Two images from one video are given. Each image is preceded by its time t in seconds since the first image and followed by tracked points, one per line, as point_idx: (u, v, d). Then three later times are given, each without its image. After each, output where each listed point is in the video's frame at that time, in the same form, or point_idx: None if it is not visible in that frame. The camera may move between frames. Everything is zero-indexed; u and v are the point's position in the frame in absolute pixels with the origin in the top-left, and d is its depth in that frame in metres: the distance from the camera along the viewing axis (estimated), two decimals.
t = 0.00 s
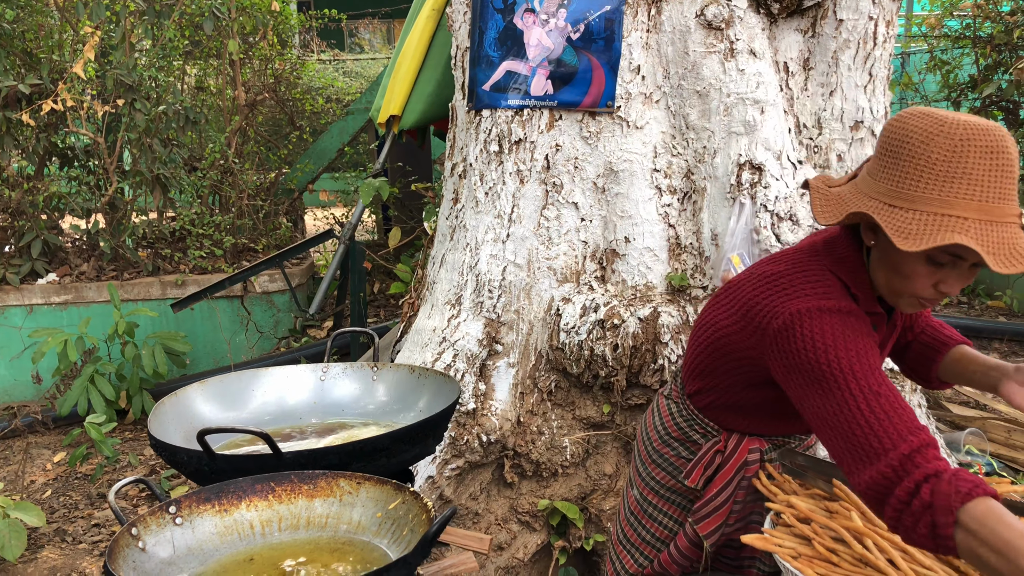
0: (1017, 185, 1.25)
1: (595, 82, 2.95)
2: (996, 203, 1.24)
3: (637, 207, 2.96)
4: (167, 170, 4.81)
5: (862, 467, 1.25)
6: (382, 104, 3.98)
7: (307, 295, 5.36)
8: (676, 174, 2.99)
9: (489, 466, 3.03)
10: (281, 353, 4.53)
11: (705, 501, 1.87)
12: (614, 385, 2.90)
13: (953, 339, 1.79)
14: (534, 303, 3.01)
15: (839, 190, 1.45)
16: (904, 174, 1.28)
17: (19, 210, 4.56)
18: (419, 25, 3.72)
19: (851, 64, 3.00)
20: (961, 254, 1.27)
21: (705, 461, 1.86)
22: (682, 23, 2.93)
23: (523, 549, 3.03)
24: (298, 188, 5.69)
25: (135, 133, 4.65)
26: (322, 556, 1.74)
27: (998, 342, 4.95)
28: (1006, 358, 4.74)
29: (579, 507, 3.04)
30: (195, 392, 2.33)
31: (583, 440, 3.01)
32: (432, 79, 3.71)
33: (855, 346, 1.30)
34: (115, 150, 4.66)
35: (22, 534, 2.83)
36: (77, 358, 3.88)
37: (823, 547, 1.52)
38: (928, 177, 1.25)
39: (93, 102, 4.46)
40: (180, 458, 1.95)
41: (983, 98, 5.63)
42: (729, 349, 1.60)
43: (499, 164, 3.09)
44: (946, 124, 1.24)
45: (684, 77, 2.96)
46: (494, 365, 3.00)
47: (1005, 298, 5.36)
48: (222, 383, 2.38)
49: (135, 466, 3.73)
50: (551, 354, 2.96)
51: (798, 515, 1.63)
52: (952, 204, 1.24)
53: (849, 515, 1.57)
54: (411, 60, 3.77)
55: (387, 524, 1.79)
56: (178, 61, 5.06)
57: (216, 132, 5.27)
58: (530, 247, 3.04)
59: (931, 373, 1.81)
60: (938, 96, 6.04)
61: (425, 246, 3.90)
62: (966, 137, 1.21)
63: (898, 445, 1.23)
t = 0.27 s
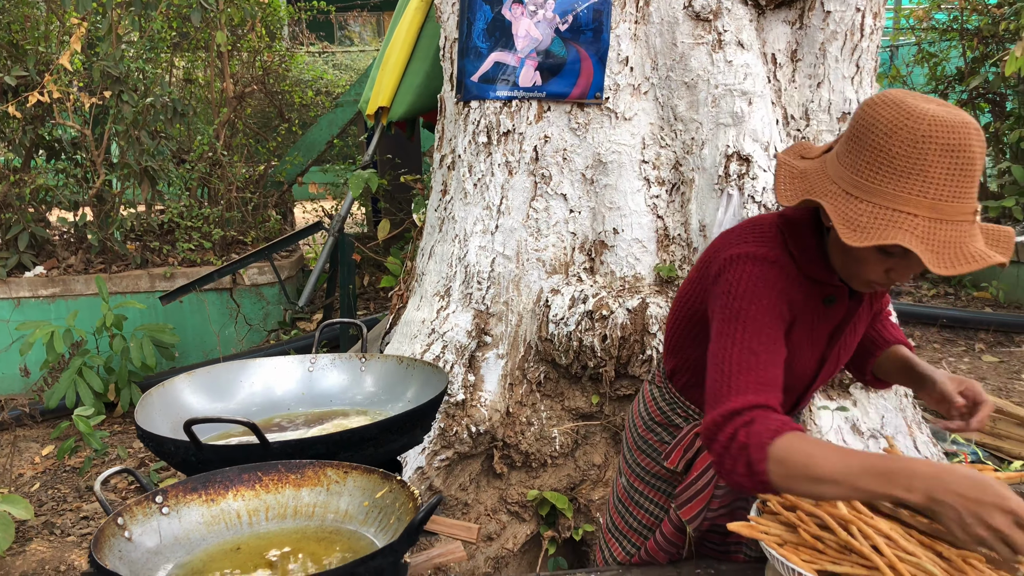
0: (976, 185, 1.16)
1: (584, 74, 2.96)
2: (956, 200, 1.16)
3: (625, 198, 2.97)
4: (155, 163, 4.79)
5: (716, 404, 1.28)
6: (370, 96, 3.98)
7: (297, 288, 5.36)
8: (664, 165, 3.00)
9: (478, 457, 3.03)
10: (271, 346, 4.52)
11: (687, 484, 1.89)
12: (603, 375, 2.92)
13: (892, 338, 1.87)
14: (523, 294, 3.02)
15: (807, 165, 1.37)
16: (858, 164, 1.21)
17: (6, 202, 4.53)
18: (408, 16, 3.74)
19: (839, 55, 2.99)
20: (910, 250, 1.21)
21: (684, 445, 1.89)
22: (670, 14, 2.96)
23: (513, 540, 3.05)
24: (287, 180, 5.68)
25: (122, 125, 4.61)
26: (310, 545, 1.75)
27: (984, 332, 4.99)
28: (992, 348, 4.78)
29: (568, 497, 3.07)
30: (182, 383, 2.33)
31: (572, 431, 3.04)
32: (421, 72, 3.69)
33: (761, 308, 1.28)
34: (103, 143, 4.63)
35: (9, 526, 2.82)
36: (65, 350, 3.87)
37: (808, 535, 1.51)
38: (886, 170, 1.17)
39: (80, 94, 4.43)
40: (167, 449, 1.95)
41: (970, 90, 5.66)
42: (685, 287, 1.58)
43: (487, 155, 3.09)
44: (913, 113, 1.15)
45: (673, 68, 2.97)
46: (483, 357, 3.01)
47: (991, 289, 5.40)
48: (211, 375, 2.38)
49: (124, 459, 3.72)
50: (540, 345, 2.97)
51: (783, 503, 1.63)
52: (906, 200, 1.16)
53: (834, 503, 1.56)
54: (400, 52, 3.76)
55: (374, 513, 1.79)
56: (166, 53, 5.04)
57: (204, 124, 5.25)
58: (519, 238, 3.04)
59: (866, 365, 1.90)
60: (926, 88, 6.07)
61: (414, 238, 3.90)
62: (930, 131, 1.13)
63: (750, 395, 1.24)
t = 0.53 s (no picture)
0: (822, 92, 1.34)
1: (570, 63, 2.95)
2: (804, 106, 1.34)
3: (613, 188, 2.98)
4: (141, 154, 4.76)
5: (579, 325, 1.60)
6: (357, 86, 3.96)
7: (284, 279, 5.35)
8: (651, 155, 3.01)
9: (467, 447, 3.03)
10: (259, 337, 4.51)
11: (642, 453, 1.91)
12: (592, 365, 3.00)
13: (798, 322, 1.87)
14: (511, 284, 3.01)
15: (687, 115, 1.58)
16: (724, 86, 1.40)
17: None
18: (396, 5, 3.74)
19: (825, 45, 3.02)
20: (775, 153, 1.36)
21: (635, 412, 1.91)
22: (657, 4, 2.96)
23: (501, 529, 3.07)
24: (274, 171, 5.67)
25: (107, 116, 4.58)
26: (295, 533, 1.75)
27: (969, 321, 5.03)
28: (977, 336, 4.82)
29: (556, 486, 3.08)
30: (167, 374, 2.33)
31: (561, 420, 3.07)
32: (407, 61, 3.68)
33: (613, 242, 1.57)
34: (87, 134, 4.61)
35: None
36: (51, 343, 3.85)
37: (791, 519, 1.50)
38: (740, 86, 1.36)
39: (64, 85, 4.40)
40: (152, 439, 1.95)
41: (957, 80, 5.69)
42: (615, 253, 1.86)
43: (474, 145, 3.08)
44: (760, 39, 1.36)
45: (659, 58, 2.98)
46: (471, 347, 3.00)
47: (977, 278, 5.44)
48: (195, 365, 2.37)
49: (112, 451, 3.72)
50: (528, 335, 3.00)
51: (767, 488, 1.62)
52: (761, 111, 1.34)
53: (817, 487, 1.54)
54: (386, 42, 3.75)
55: (360, 501, 1.80)
56: (151, 43, 5.01)
57: (190, 115, 5.22)
58: (506, 228, 3.03)
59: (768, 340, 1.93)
60: (912, 78, 6.09)
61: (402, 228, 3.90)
62: (770, 49, 1.33)
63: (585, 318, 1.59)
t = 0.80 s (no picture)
0: (708, 45, 1.57)
1: (560, 53, 2.95)
2: (692, 59, 1.57)
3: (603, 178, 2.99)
4: (129, 146, 4.73)
5: (563, 307, 1.76)
6: (346, 77, 3.95)
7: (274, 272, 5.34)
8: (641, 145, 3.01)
9: (457, 438, 3.06)
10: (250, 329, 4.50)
11: (597, 419, 1.99)
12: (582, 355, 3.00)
13: (766, 323, 1.89)
14: (502, 275, 3.01)
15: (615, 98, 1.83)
16: (632, 56, 1.65)
17: None
18: None
19: (813, 35, 3.04)
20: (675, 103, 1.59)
21: (590, 380, 2.01)
22: None
23: (493, 519, 3.09)
24: (264, 163, 5.66)
25: (96, 108, 4.56)
26: (286, 520, 1.75)
27: (957, 309, 5.06)
28: (965, 325, 4.85)
29: (548, 476, 3.09)
30: (156, 364, 2.33)
31: (552, 411, 3.08)
32: (397, 52, 3.68)
33: (569, 217, 1.75)
34: (76, 126, 4.58)
35: None
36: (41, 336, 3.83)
37: (779, 505, 1.48)
38: (641, 51, 1.61)
39: (51, 77, 4.37)
40: (143, 429, 1.95)
41: (945, 70, 5.72)
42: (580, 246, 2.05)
43: (464, 136, 3.07)
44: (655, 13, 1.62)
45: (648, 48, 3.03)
46: (462, 338, 3.00)
47: (965, 267, 5.48)
48: (184, 356, 2.37)
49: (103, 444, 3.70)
50: (518, 325, 2.99)
51: (756, 475, 1.59)
52: (656, 65, 1.59)
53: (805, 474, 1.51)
54: (375, 34, 3.75)
55: (350, 489, 1.80)
56: (138, 35, 4.98)
57: (179, 107, 5.20)
58: (497, 219, 3.03)
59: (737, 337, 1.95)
60: (901, 68, 6.12)
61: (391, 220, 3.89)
62: (661, 16, 1.59)
63: (583, 296, 1.71)
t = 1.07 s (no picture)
0: (675, 21, 1.64)
1: (549, 38, 2.93)
2: (659, 29, 1.64)
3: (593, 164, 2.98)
4: (116, 133, 4.68)
5: (574, 273, 1.82)
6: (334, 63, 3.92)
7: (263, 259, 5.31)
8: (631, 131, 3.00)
9: (447, 425, 3.05)
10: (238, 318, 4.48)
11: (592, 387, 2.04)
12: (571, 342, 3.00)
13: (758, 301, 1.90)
14: (491, 262, 3.00)
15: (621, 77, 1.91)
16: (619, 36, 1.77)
17: None
18: None
19: (803, 21, 3.03)
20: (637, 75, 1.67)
21: (588, 350, 2.06)
22: None
23: (483, 505, 3.10)
24: (253, 151, 5.63)
25: (82, 94, 4.51)
26: (273, 504, 1.74)
27: (945, 298, 5.09)
28: (953, 313, 4.88)
29: (537, 462, 3.11)
30: (143, 351, 2.31)
31: (541, 397, 3.10)
32: (387, 36, 3.67)
33: (580, 186, 1.82)
34: (61, 112, 4.54)
35: None
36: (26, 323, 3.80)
37: (767, 490, 1.45)
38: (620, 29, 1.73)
39: (36, 62, 4.32)
40: (129, 414, 1.93)
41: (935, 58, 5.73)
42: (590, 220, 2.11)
43: (453, 121, 3.05)
44: None
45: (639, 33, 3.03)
46: (451, 324, 3.01)
47: (953, 255, 5.50)
48: (172, 342, 2.37)
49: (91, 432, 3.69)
50: (508, 312, 2.99)
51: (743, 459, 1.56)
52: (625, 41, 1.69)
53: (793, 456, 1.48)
54: (364, 19, 3.73)
55: (337, 473, 1.79)
56: (125, 20, 4.93)
57: (167, 93, 5.16)
58: (486, 205, 3.01)
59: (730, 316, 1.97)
60: (891, 56, 6.12)
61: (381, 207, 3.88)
62: None
63: (597, 260, 1.76)
